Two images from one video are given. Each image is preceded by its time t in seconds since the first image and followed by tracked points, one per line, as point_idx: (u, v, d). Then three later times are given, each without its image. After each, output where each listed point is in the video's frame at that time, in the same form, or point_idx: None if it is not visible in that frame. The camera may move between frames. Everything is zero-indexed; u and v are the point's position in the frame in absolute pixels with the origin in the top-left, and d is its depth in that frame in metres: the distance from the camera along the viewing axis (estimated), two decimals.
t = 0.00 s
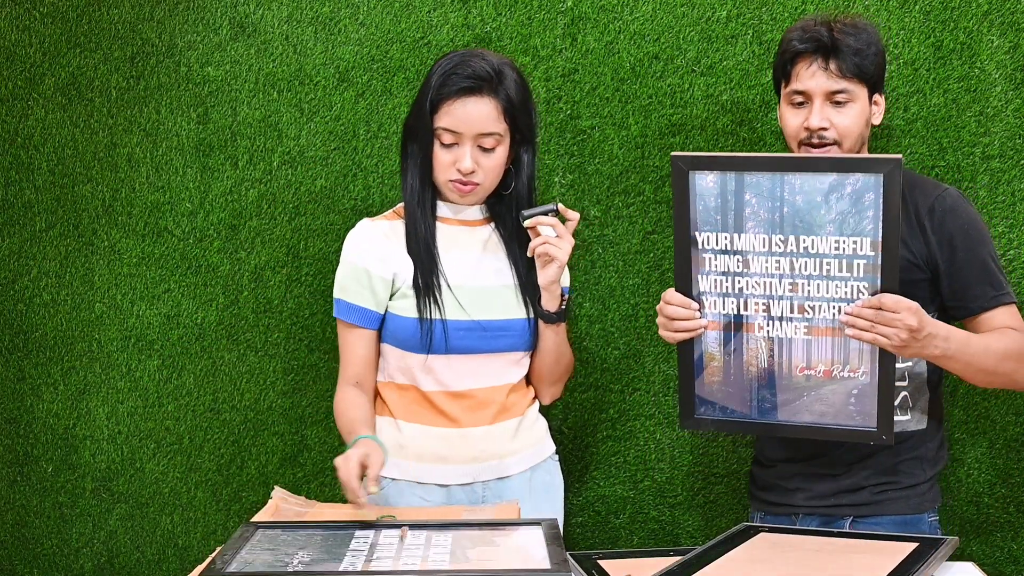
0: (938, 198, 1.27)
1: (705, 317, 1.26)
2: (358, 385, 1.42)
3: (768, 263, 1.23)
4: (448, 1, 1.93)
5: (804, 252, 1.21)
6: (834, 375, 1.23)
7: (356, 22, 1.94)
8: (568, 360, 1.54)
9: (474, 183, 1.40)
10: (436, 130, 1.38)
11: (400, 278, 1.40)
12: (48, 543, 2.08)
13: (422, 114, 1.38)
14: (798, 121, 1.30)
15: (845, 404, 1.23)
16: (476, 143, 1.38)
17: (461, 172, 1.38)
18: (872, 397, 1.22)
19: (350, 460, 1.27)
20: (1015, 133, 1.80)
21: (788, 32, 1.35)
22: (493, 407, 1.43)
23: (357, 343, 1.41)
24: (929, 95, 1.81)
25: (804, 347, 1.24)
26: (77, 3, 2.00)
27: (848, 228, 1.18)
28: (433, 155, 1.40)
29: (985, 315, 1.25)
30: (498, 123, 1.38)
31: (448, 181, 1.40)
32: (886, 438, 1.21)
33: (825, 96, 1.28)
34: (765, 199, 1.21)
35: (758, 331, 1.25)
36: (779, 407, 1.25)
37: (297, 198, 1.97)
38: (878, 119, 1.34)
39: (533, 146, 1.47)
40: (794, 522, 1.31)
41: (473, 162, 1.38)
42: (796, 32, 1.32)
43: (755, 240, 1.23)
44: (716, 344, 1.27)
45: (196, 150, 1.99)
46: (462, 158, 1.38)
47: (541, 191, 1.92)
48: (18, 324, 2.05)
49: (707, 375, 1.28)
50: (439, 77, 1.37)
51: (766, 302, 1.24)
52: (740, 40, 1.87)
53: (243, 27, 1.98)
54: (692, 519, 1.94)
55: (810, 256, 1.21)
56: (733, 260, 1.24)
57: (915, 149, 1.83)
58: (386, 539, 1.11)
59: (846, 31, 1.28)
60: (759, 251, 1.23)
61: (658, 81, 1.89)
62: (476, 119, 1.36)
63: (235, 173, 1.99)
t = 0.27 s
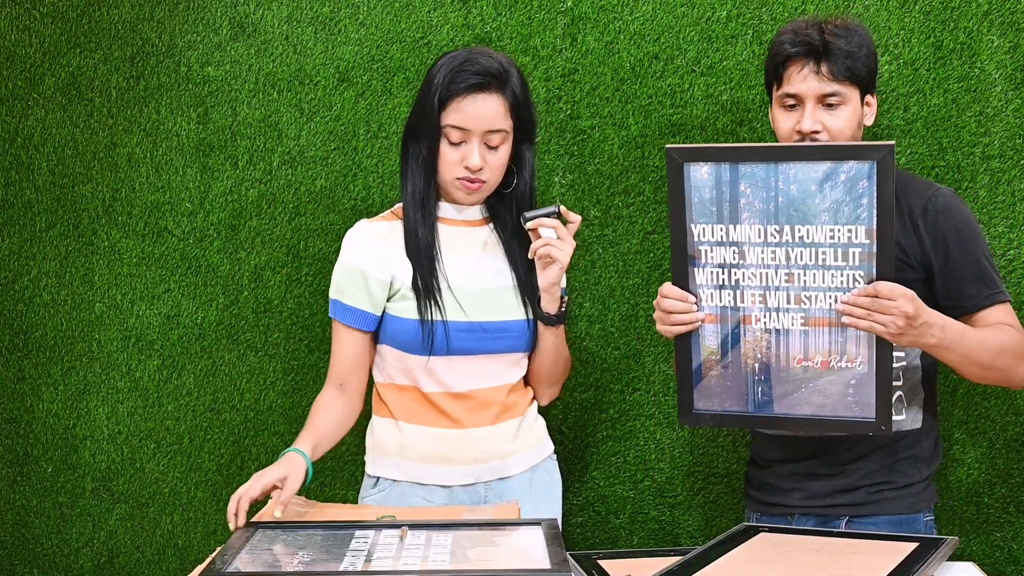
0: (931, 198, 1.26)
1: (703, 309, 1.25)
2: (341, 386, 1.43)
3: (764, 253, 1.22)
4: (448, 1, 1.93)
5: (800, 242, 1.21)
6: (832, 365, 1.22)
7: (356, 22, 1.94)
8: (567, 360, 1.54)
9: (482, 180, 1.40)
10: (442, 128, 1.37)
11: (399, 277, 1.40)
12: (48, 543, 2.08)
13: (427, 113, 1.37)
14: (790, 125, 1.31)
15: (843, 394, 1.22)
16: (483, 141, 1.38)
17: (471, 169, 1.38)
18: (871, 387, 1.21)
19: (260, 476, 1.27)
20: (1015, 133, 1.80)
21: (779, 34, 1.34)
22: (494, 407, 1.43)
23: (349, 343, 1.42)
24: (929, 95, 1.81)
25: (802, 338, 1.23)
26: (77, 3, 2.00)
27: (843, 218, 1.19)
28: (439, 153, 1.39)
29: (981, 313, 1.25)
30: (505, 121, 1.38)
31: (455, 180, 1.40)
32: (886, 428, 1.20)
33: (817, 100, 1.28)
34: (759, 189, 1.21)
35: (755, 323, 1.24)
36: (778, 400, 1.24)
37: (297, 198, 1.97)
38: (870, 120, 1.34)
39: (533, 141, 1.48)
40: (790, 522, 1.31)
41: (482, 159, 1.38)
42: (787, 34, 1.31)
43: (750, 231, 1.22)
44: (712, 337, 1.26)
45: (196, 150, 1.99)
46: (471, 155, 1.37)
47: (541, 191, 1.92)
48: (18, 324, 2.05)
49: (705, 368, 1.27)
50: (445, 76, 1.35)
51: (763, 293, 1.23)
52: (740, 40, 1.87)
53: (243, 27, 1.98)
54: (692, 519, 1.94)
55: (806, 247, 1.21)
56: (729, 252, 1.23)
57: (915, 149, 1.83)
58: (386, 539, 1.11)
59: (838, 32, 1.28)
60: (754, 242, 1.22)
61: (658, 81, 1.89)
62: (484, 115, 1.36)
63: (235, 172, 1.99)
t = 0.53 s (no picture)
0: (926, 198, 1.27)
1: (699, 307, 1.24)
2: (335, 387, 1.41)
3: (759, 252, 1.21)
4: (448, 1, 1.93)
5: (795, 239, 1.20)
6: (828, 363, 1.21)
7: (356, 22, 1.94)
8: (565, 362, 1.54)
9: (493, 174, 1.40)
10: (454, 123, 1.36)
11: (396, 279, 1.40)
12: (48, 543, 2.07)
13: (438, 106, 1.36)
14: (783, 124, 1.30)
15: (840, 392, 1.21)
16: (494, 135, 1.38)
17: (483, 164, 1.38)
18: (868, 383, 1.20)
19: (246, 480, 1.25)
20: (1015, 133, 1.80)
21: (773, 33, 1.34)
22: (493, 408, 1.43)
23: (345, 344, 1.41)
24: (929, 95, 1.81)
25: (798, 336, 1.22)
26: (77, 3, 2.00)
27: (838, 214, 1.18)
28: (450, 148, 1.38)
29: (976, 313, 1.25)
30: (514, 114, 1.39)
31: (466, 175, 1.39)
32: (884, 424, 1.19)
33: (810, 99, 1.28)
34: (754, 187, 1.20)
35: (751, 322, 1.23)
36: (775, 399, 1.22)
37: (297, 198, 1.97)
38: (864, 120, 1.34)
39: (530, 136, 1.49)
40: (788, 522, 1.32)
41: (494, 153, 1.38)
42: (781, 34, 1.31)
43: (745, 229, 1.21)
44: (707, 338, 1.24)
45: (196, 150, 1.99)
46: (483, 149, 1.37)
47: (541, 191, 1.92)
48: (18, 324, 2.05)
49: (700, 370, 1.25)
50: (456, 68, 1.35)
51: (758, 292, 1.22)
52: (740, 40, 1.87)
53: (243, 27, 1.98)
54: (692, 519, 1.94)
55: (801, 244, 1.20)
56: (724, 251, 1.23)
57: (915, 149, 1.83)
58: (386, 540, 1.11)
59: (831, 32, 1.28)
60: (750, 240, 1.21)
61: (658, 81, 1.89)
62: (497, 109, 1.36)
63: (235, 172, 1.99)
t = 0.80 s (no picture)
0: (925, 197, 1.27)
1: (693, 305, 1.22)
2: (334, 388, 1.41)
3: (753, 248, 1.21)
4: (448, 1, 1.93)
5: (788, 234, 1.21)
6: (819, 359, 1.21)
7: (356, 22, 1.94)
8: (564, 362, 1.54)
9: (505, 170, 1.41)
10: (466, 120, 1.37)
11: (395, 278, 1.40)
12: (48, 543, 2.07)
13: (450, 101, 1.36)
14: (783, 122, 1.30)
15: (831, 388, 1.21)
16: (505, 130, 1.39)
17: (497, 159, 1.39)
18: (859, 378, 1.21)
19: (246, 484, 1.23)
20: (1015, 133, 1.80)
21: (773, 32, 1.34)
22: (492, 408, 1.43)
23: (346, 343, 1.41)
24: (929, 95, 1.81)
25: (789, 333, 1.21)
26: (78, 3, 2.00)
27: (830, 208, 1.20)
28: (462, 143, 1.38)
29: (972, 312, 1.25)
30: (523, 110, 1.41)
31: (478, 169, 1.40)
32: (875, 418, 1.20)
33: (810, 96, 1.28)
34: (748, 182, 1.20)
35: (743, 320, 1.22)
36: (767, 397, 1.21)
37: (297, 198, 1.97)
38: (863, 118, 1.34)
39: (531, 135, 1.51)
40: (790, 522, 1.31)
41: (507, 148, 1.39)
42: (781, 32, 1.32)
43: (739, 225, 1.21)
44: (699, 337, 1.22)
45: (196, 150, 1.99)
46: (497, 144, 1.38)
47: (541, 191, 1.92)
48: (18, 324, 2.05)
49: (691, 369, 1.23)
50: (468, 61, 1.36)
51: (751, 289, 1.22)
52: (740, 40, 1.87)
53: (243, 27, 1.98)
54: (692, 519, 1.94)
55: (794, 239, 1.21)
56: (717, 248, 1.22)
57: (915, 149, 1.83)
58: (387, 539, 1.11)
59: (830, 31, 1.28)
60: (744, 236, 1.21)
61: (658, 81, 1.89)
62: (509, 105, 1.38)
63: (235, 173, 1.99)
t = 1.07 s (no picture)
0: (925, 197, 1.27)
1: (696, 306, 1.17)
2: (338, 390, 1.42)
3: (743, 244, 1.17)
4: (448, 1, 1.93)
5: (770, 229, 1.19)
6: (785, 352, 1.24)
7: (356, 22, 1.94)
8: (566, 363, 1.54)
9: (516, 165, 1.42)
10: (479, 118, 1.37)
11: (397, 280, 1.40)
12: (48, 543, 2.07)
13: (464, 97, 1.37)
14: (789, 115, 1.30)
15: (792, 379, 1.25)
16: (516, 127, 1.40)
17: (509, 154, 1.39)
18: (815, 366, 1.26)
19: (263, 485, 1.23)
20: (1015, 133, 1.80)
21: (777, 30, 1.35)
22: (493, 409, 1.42)
23: (345, 345, 1.41)
24: (929, 95, 1.81)
25: (763, 328, 1.22)
26: (77, 3, 2.00)
27: (805, 202, 1.20)
28: (476, 138, 1.38)
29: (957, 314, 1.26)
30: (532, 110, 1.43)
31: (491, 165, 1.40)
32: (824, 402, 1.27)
33: (816, 89, 1.28)
34: (742, 176, 1.15)
35: (728, 318, 1.19)
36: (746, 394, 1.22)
37: (297, 199, 1.97)
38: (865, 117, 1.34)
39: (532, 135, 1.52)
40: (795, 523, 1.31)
41: (519, 143, 1.40)
42: (786, 28, 1.32)
43: (733, 221, 1.16)
44: (692, 339, 1.18)
45: (196, 150, 1.99)
46: (509, 140, 1.39)
47: (541, 192, 1.92)
48: (18, 324, 2.05)
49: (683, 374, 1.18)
50: (480, 58, 1.37)
51: (738, 286, 1.19)
52: (740, 40, 1.87)
53: (243, 27, 1.98)
54: (692, 519, 1.94)
55: (773, 232, 1.19)
56: (712, 245, 1.16)
57: (915, 149, 1.83)
58: (395, 537, 1.11)
59: (836, 27, 1.29)
60: (736, 233, 1.17)
61: (658, 81, 1.89)
62: (520, 101, 1.39)
63: (235, 173, 1.98)
